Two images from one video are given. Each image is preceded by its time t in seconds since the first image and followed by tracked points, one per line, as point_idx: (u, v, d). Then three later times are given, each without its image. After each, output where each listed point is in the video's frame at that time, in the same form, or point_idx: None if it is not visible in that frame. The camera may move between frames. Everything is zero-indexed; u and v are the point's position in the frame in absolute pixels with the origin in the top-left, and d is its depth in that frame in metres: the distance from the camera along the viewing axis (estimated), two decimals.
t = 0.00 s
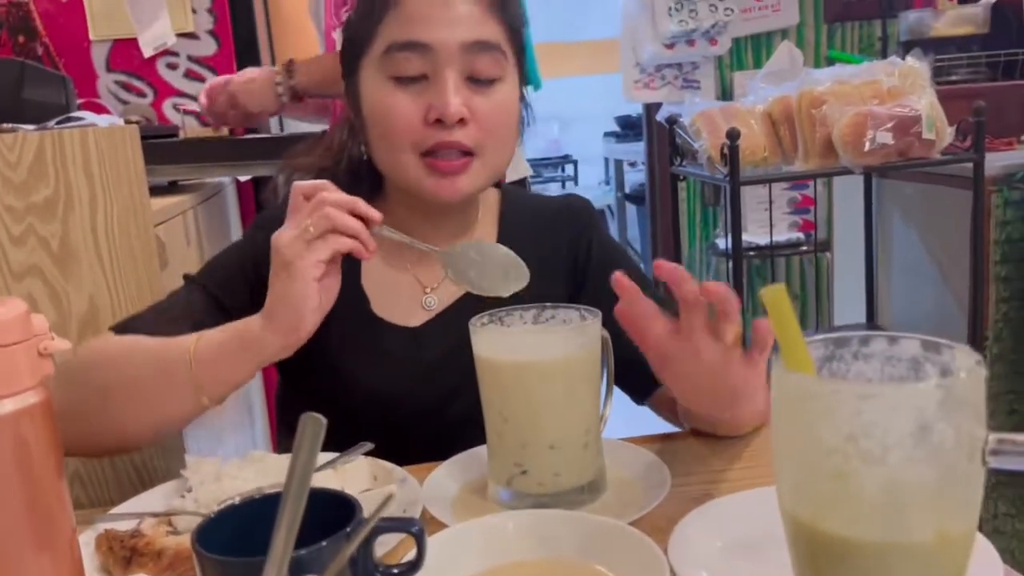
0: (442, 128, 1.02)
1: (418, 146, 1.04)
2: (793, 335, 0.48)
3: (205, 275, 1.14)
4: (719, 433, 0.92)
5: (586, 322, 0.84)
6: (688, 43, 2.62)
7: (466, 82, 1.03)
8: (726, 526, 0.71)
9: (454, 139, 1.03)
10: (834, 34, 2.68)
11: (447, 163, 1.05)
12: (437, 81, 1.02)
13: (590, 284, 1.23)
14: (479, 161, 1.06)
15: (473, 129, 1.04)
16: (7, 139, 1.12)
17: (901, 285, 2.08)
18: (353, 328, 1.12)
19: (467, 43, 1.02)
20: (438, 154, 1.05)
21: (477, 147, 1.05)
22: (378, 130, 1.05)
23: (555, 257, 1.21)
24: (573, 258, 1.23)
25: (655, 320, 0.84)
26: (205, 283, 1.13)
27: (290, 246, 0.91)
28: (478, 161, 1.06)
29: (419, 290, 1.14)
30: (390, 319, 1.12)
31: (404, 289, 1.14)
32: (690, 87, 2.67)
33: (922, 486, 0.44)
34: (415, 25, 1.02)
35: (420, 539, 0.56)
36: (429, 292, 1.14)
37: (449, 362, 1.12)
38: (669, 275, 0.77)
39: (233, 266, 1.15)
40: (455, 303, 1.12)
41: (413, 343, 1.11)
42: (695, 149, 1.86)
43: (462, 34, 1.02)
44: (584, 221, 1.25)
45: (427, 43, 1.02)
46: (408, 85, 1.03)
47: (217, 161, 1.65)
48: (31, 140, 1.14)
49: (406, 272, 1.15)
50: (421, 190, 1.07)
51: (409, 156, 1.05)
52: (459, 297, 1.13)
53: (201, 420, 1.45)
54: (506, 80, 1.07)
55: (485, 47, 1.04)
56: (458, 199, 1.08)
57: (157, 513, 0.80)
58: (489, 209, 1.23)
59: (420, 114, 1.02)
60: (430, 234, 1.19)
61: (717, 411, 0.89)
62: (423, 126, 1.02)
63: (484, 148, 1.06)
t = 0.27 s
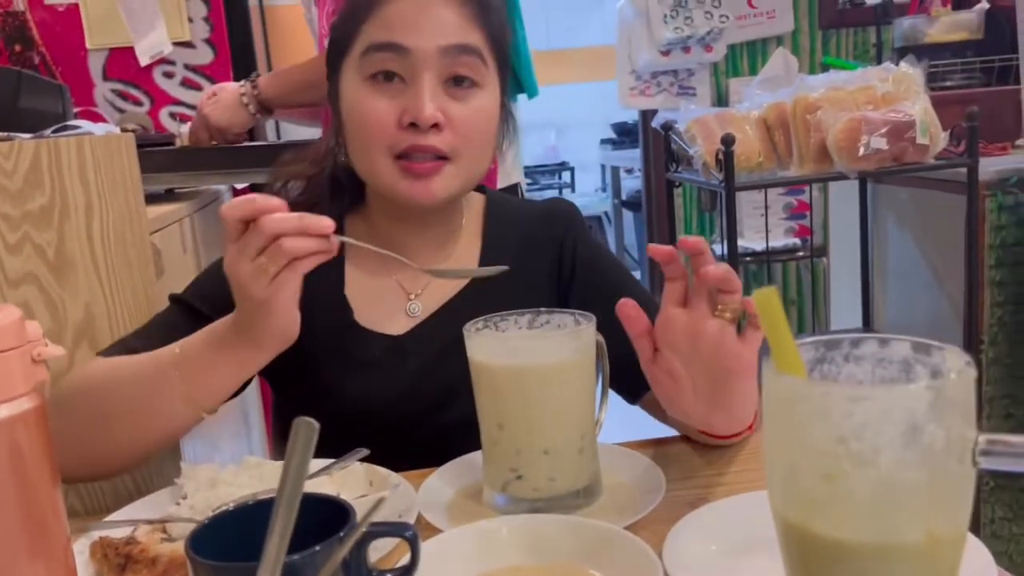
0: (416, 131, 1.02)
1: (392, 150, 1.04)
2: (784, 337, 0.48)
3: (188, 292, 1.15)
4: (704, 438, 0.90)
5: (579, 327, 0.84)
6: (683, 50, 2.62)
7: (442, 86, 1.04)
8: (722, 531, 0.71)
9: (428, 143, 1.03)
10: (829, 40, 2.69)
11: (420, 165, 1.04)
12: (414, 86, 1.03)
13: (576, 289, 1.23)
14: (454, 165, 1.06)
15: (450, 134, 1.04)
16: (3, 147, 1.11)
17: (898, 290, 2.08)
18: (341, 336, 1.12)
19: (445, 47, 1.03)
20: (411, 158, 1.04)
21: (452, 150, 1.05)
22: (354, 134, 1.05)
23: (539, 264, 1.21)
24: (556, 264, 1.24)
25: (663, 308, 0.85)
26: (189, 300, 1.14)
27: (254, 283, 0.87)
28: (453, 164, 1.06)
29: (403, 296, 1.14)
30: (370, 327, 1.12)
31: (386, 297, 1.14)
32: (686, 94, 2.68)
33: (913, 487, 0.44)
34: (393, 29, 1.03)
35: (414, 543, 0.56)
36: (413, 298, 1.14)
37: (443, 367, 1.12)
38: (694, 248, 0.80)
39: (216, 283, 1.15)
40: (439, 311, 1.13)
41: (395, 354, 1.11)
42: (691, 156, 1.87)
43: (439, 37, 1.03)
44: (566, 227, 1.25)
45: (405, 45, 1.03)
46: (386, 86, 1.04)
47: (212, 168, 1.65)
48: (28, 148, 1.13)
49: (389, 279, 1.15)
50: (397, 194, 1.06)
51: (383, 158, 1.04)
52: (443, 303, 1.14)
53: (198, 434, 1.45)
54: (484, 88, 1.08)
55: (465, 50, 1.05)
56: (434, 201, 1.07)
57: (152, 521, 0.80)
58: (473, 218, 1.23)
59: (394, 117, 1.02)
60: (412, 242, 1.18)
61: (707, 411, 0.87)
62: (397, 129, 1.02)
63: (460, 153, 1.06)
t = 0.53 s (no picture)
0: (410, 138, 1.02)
1: (385, 158, 1.03)
2: (780, 343, 0.48)
3: (178, 303, 1.15)
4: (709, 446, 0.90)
5: (577, 333, 0.84)
6: (682, 55, 2.63)
7: (434, 91, 1.05)
8: (721, 537, 0.70)
9: (421, 151, 1.02)
10: (827, 45, 2.69)
11: (415, 169, 1.03)
12: (404, 92, 1.03)
13: (571, 296, 1.23)
14: (446, 171, 1.05)
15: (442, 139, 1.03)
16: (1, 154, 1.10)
17: (897, 295, 2.08)
18: (335, 343, 1.12)
19: (436, 52, 1.04)
20: (405, 166, 1.03)
21: (445, 158, 1.05)
22: (346, 141, 1.06)
23: (532, 271, 1.22)
24: (550, 270, 1.24)
25: (675, 318, 0.84)
26: (179, 311, 1.14)
27: (252, 304, 0.86)
28: (446, 170, 1.05)
29: (396, 303, 1.14)
30: (369, 338, 1.12)
31: (383, 308, 1.14)
32: (684, 99, 2.69)
33: (909, 493, 0.44)
34: (383, 37, 1.04)
35: (411, 551, 0.56)
36: (406, 306, 1.13)
37: (440, 373, 1.12)
38: (711, 263, 0.79)
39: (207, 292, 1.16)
40: (433, 319, 1.12)
41: (393, 361, 1.11)
42: (689, 161, 1.87)
43: (431, 43, 1.04)
44: (559, 233, 1.25)
45: (396, 51, 1.03)
46: (377, 91, 1.05)
47: (208, 176, 1.65)
48: (25, 156, 1.13)
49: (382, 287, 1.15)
50: (393, 202, 1.06)
51: (378, 167, 1.04)
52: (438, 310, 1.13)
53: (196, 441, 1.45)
54: (475, 93, 1.08)
55: (456, 56, 1.05)
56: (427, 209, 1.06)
57: (150, 528, 0.80)
58: (466, 226, 1.23)
59: (388, 123, 1.02)
60: (406, 250, 1.18)
61: (718, 420, 0.87)
62: (392, 138, 1.02)
63: (453, 159, 1.05)
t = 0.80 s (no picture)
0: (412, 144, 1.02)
1: (387, 167, 1.03)
2: (780, 345, 0.48)
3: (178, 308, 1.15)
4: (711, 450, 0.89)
5: (577, 335, 0.83)
6: (683, 58, 2.62)
7: (436, 96, 1.05)
8: (724, 542, 0.70)
9: (423, 158, 1.03)
10: (828, 48, 2.70)
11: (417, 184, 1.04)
12: (405, 96, 1.03)
13: (570, 298, 1.23)
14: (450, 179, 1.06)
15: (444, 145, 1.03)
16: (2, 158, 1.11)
17: (898, 298, 2.08)
18: (334, 346, 1.11)
19: (441, 57, 1.04)
20: (407, 176, 1.04)
21: (449, 165, 1.05)
22: (347, 146, 1.05)
23: (532, 273, 1.22)
24: (549, 272, 1.24)
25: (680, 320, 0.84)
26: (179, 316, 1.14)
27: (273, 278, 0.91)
28: (450, 178, 1.06)
29: (396, 309, 1.14)
30: (367, 341, 1.12)
31: (382, 316, 1.14)
32: (685, 102, 2.69)
33: (912, 496, 0.44)
34: (384, 42, 1.04)
35: (411, 554, 0.56)
36: (407, 311, 1.14)
37: (441, 376, 1.12)
38: (716, 267, 0.79)
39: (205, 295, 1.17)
40: (432, 325, 1.12)
41: (393, 364, 1.11)
42: (690, 164, 1.87)
43: (436, 48, 1.03)
44: (559, 236, 1.25)
45: (398, 56, 1.03)
46: (378, 98, 1.04)
47: (208, 178, 1.64)
48: (26, 159, 1.13)
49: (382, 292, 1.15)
50: (396, 214, 1.06)
51: (381, 177, 1.04)
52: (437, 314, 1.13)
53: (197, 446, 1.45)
54: (478, 100, 1.08)
55: (458, 61, 1.05)
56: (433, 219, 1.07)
57: (149, 531, 0.80)
58: (466, 229, 1.23)
59: (389, 129, 1.02)
60: (405, 255, 1.18)
61: (721, 424, 0.86)
62: (393, 142, 1.02)
63: (458, 167, 1.06)
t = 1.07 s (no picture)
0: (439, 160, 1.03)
1: (413, 178, 1.04)
2: (783, 346, 0.48)
3: (187, 311, 1.14)
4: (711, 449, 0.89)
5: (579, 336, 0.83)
6: (685, 60, 2.62)
7: (457, 113, 1.04)
8: (727, 544, 0.70)
9: (450, 172, 1.04)
10: (830, 49, 2.69)
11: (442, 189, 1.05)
12: (431, 110, 1.03)
13: (573, 299, 1.23)
14: (469, 188, 1.07)
15: (468, 162, 1.05)
16: (6, 159, 1.11)
17: (901, 299, 2.08)
18: (338, 349, 1.11)
19: (465, 74, 1.03)
20: (432, 185, 1.05)
21: (471, 175, 1.06)
22: (371, 159, 1.06)
23: (536, 275, 1.22)
24: (552, 273, 1.24)
25: (680, 320, 0.85)
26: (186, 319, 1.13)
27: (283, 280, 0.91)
28: (470, 186, 1.07)
29: (402, 309, 1.14)
30: (369, 341, 1.12)
31: (386, 318, 1.14)
32: (687, 104, 2.69)
33: (915, 497, 0.44)
34: (409, 59, 1.03)
35: (414, 555, 0.56)
36: (411, 312, 1.14)
37: (445, 377, 1.12)
38: (717, 268, 0.80)
39: (210, 297, 1.17)
40: (435, 325, 1.12)
41: (397, 365, 1.11)
42: (692, 165, 1.87)
43: (460, 67, 1.03)
44: (563, 237, 1.25)
45: (424, 75, 1.02)
46: (404, 117, 1.04)
47: (209, 180, 1.65)
48: (30, 160, 1.13)
49: (386, 292, 1.14)
50: (415, 212, 1.07)
51: (405, 187, 1.05)
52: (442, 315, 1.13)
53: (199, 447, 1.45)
54: (494, 110, 1.08)
55: (475, 80, 1.05)
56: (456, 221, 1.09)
57: (152, 532, 0.80)
58: (470, 230, 1.23)
59: (414, 147, 1.03)
60: (409, 259, 1.18)
61: (721, 425, 0.86)
62: (419, 159, 1.03)
63: (479, 176, 1.07)
